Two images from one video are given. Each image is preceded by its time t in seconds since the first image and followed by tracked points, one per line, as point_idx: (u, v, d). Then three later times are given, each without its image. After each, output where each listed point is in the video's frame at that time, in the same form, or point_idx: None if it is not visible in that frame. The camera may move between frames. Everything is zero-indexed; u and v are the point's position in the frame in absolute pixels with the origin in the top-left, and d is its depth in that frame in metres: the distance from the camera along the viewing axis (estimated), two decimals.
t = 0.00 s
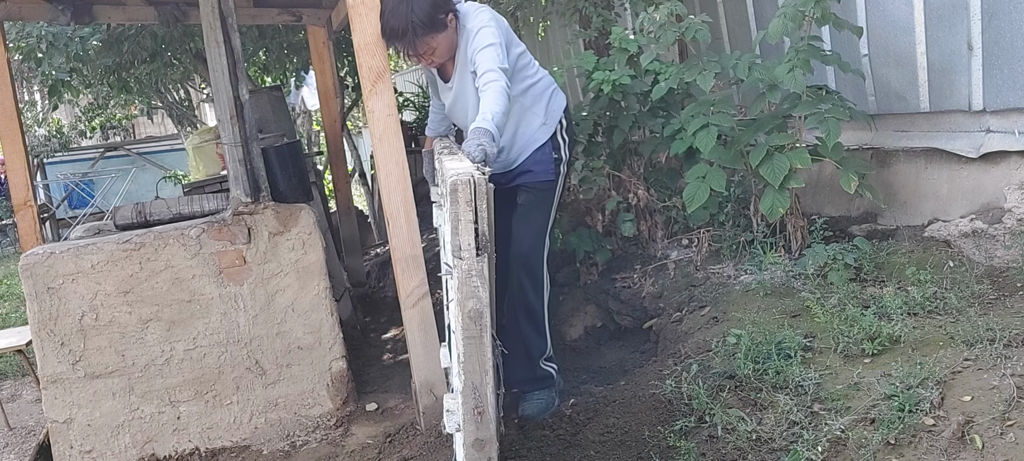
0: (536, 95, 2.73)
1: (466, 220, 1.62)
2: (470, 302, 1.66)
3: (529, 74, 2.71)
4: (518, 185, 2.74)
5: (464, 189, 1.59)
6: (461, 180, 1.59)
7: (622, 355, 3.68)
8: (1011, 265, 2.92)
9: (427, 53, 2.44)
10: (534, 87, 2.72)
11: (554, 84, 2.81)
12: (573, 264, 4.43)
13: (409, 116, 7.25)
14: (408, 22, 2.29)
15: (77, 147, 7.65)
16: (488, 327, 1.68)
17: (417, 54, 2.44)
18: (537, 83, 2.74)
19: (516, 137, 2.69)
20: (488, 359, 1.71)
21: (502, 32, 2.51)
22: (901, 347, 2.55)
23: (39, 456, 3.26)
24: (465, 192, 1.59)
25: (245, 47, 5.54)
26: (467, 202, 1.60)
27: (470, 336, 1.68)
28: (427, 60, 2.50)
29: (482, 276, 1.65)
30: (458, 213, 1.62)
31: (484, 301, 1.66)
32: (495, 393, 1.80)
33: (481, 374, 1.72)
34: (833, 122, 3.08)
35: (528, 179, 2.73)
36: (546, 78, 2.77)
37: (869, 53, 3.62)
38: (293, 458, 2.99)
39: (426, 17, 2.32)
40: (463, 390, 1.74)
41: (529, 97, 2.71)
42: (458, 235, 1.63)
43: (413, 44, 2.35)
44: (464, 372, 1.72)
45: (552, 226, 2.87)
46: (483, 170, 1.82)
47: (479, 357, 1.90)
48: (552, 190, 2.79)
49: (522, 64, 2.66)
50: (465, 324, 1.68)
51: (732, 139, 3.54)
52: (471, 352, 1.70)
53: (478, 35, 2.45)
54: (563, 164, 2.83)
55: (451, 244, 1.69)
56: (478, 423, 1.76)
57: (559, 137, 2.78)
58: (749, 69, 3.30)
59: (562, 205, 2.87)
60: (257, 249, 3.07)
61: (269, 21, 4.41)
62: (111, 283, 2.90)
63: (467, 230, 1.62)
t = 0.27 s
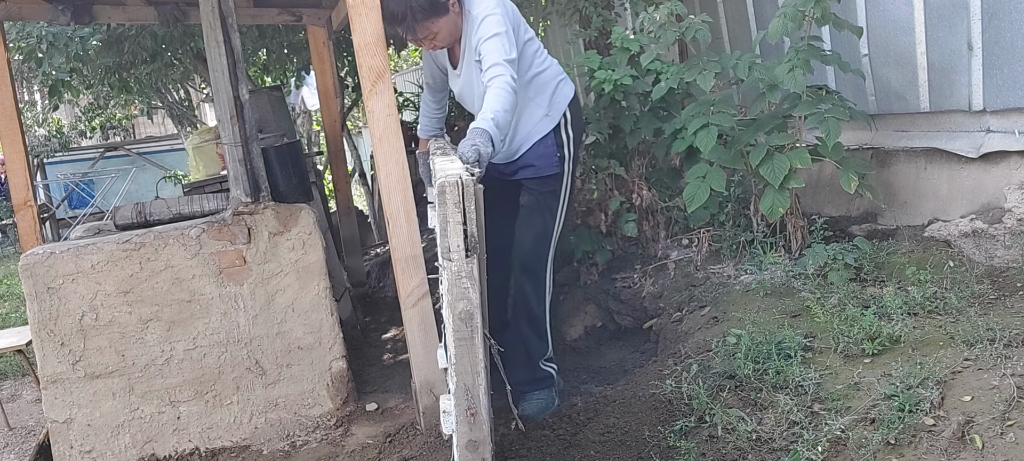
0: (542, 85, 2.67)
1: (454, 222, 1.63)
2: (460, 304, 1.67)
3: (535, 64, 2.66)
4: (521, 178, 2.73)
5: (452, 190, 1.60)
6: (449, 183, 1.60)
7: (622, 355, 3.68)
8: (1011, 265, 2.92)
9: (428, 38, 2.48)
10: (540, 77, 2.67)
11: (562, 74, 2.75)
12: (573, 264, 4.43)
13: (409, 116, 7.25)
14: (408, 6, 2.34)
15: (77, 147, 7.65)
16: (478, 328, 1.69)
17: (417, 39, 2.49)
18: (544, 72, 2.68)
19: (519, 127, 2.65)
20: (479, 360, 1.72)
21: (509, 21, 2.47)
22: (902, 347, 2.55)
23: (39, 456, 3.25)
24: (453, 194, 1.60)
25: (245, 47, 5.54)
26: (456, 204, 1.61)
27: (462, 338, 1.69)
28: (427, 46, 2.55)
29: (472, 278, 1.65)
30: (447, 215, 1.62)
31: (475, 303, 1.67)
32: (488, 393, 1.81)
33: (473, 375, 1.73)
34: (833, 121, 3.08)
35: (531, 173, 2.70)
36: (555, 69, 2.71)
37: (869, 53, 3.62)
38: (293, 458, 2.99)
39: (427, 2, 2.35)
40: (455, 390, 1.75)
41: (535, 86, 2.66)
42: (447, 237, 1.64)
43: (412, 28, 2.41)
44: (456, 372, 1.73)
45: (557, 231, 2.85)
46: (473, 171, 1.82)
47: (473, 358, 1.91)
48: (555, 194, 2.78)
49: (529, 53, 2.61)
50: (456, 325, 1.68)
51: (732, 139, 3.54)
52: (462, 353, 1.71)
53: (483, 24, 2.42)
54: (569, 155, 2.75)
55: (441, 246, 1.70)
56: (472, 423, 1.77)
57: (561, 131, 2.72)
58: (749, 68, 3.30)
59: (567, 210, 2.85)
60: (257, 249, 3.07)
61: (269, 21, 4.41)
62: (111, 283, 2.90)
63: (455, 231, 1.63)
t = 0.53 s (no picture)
0: (546, 81, 2.67)
1: (456, 222, 1.63)
2: (462, 304, 1.67)
3: (540, 60, 2.67)
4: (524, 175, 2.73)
5: (453, 190, 1.60)
6: (450, 182, 1.60)
7: (622, 355, 3.68)
8: (1011, 265, 2.92)
9: (434, 25, 2.48)
10: (544, 74, 2.67)
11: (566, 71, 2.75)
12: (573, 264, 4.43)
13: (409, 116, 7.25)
14: None
15: (77, 147, 7.65)
16: (480, 328, 1.69)
17: (423, 27, 2.49)
18: (549, 68, 2.69)
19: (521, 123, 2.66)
20: (480, 360, 1.72)
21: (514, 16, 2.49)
22: (902, 347, 2.55)
23: (39, 456, 3.25)
24: (455, 194, 1.60)
25: (245, 47, 5.55)
26: (457, 204, 1.61)
27: (463, 337, 1.69)
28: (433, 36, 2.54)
29: (473, 278, 1.65)
30: (448, 215, 1.62)
31: (476, 303, 1.67)
32: (489, 392, 1.81)
33: (474, 375, 1.73)
34: (833, 121, 3.08)
35: (536, 170, 2.70)
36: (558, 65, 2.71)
37: (869, 53, 3.62)
38: (293, 458, 2.99)
39: None
40: (456, 390, 1.75)
41: (540, 82, 2.67)
42: (449, 237, 1.64)
43: (420, 15, 2.41)
44: (457, 372, 1.73)
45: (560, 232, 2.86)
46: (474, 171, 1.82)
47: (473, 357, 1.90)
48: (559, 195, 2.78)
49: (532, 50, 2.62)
50: (457, 325, 1.68)
51: (732, 139, 3.54)
52: (463, 353, 1.71)
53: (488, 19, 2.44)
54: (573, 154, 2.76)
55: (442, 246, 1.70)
56: (473, 423, 1.77)
57: (566, 130, 2.72)
58: (749, 68, 3.30)
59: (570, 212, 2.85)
60: (257, 249, 3.07)
61: (269, 21, 4.41)
62: (111, 283, 2.90)
63: (457, 231, 1.63)
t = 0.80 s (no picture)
0: (546, 82, 2.70)
1: (460, 222, 1.63)
2: (465, 303, 1.67)
3: (543, 60, 2.69)
4: (519, 173, 2.73)
5: (457, 190, 1.61)
6: (455, 182, 1.61)
7: (622, 355, 3.68)
8: (1010, 265, 2.92)
9: (450, 5, 2.43)
10: (545, 75, 2.70)
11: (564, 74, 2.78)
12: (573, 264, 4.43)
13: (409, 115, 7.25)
14: None
15: (77, 147, 7.65)
16: (483, 328, 1.69)
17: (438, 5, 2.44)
18: (551, 70, 2.73)
19: (521, 120, 2.68)
20: (483, 360, 1.71)
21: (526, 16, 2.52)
22: (901, 347, 2.55)
23: (39, 456, 3.25)
24: (459, 193, 1.61)
25: (245, 47, 5.54)
26: (461, 204, 1.62)
27: (466, 337, 1.69)
28: (446, 17, 2.49)
29: (477, 277, 1.65)
30: (453, 214, 1.63)
31: (480, 303, 1.67)
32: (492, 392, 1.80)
33: (477, 374, 1.72)
34: (833, 121, 3.08)
35: (534, 168, 2.70)
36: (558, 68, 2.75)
37: (869, 53, 3.62)
38: (293, 458, 2.99)
39: None
40: (459, 390, 1.75)
41: (542, 82, 2.70)
42: (453, 236, 1.64)
43: None
44: (460, 372, 1.73)
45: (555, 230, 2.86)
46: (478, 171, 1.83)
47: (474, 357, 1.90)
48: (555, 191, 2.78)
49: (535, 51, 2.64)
50: (461, 325, 1.68)
51: (732, 139, 3.54)
52: (466, 352, 1.70)
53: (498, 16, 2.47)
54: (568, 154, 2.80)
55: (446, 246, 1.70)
56: (475, 423, 1.76)
57: (562, 132, 2.77)
58: (749, 68, 3.30)
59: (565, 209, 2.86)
60: (257, 249, 3.07)
61: (269, 21, 4.41)
62: (111, 283, 2.90)
63: (461, 231, 1.64)
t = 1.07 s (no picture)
0: (546, 81, 2.71)
1: (461, 221, 1.63)
2: (467, 303, 1.67)
3: (544, 59, 2.69)
4: (518, 171, 2.72)
5: (458, 190, 1.61)
6: (456, 181, 1.61)
7: (622, 355, 3.68)
8: (1010, 265, 2.92)
9: None
10: (546, 73, 2.70)
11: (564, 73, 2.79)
12: (573, 264, 4.44)
13: (410, 115, 7.26)
14: None
15: (77, 147, 7.65)
16: (484, 327, 1.69)
17: None
18: (552, 68, 2.73)
19: (522, 118, 2.68)
20: (484, 360, 1.71)
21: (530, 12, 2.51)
22: (901, 347, 2.55)
23: (39, 456, 3.25)
24: (461, 193, 1.62)
25: (245, 47, 5.54)
26: (462, 204, 1.62)
27: (467, 337, 1.69)
28: None
29: (478, 277, 1.65)
30: (454, 214, 1.63)
31: (481, 303, 1.67)
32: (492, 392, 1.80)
33: (478, 374, 1.72)
34: (833, 121, 3.08)
35: (534, 165, 2.70)
36: (558, 67, 2.75)
37: (869, 53, 3.62)
38: (293, 458, 2.99)
39: None
40: (459, 390, 1.74)
41: (543, 80, 2.70)
42: (454, 237, 1.64)
43: None
44: (461, 372, 1.73)
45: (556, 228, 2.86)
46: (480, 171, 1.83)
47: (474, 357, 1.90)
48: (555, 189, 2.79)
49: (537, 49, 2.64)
50: (462, 325, 1.68)
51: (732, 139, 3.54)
52: (467, 352, 1.71)
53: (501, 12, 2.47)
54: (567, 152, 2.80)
55: (448, 246, 1.70)
56: (475, 423, 1.76)
57: (562, 129, 2.77)
58: (749, 68, 3.30)
59: (565, 206, 2.86)
60: (257, 249, 3.06)
61: (269, 21, 4.41)
62: (111, 283, 2.90)
63: (462, 231, 1.64)
